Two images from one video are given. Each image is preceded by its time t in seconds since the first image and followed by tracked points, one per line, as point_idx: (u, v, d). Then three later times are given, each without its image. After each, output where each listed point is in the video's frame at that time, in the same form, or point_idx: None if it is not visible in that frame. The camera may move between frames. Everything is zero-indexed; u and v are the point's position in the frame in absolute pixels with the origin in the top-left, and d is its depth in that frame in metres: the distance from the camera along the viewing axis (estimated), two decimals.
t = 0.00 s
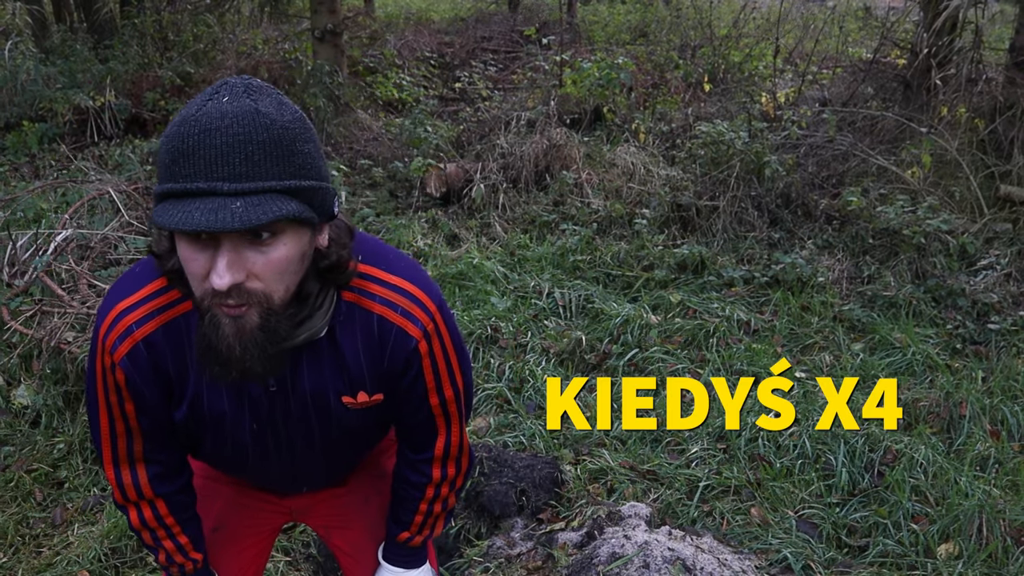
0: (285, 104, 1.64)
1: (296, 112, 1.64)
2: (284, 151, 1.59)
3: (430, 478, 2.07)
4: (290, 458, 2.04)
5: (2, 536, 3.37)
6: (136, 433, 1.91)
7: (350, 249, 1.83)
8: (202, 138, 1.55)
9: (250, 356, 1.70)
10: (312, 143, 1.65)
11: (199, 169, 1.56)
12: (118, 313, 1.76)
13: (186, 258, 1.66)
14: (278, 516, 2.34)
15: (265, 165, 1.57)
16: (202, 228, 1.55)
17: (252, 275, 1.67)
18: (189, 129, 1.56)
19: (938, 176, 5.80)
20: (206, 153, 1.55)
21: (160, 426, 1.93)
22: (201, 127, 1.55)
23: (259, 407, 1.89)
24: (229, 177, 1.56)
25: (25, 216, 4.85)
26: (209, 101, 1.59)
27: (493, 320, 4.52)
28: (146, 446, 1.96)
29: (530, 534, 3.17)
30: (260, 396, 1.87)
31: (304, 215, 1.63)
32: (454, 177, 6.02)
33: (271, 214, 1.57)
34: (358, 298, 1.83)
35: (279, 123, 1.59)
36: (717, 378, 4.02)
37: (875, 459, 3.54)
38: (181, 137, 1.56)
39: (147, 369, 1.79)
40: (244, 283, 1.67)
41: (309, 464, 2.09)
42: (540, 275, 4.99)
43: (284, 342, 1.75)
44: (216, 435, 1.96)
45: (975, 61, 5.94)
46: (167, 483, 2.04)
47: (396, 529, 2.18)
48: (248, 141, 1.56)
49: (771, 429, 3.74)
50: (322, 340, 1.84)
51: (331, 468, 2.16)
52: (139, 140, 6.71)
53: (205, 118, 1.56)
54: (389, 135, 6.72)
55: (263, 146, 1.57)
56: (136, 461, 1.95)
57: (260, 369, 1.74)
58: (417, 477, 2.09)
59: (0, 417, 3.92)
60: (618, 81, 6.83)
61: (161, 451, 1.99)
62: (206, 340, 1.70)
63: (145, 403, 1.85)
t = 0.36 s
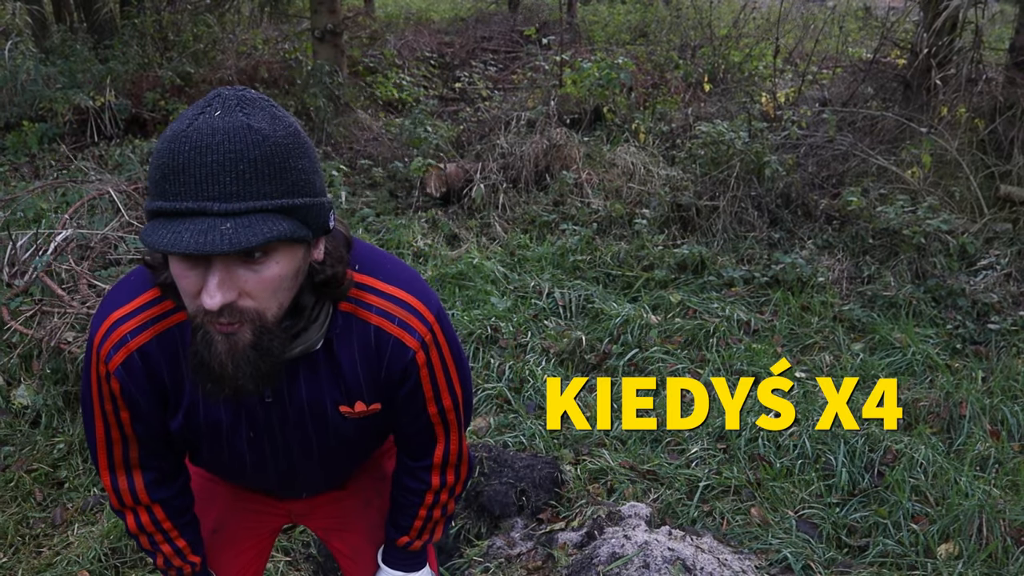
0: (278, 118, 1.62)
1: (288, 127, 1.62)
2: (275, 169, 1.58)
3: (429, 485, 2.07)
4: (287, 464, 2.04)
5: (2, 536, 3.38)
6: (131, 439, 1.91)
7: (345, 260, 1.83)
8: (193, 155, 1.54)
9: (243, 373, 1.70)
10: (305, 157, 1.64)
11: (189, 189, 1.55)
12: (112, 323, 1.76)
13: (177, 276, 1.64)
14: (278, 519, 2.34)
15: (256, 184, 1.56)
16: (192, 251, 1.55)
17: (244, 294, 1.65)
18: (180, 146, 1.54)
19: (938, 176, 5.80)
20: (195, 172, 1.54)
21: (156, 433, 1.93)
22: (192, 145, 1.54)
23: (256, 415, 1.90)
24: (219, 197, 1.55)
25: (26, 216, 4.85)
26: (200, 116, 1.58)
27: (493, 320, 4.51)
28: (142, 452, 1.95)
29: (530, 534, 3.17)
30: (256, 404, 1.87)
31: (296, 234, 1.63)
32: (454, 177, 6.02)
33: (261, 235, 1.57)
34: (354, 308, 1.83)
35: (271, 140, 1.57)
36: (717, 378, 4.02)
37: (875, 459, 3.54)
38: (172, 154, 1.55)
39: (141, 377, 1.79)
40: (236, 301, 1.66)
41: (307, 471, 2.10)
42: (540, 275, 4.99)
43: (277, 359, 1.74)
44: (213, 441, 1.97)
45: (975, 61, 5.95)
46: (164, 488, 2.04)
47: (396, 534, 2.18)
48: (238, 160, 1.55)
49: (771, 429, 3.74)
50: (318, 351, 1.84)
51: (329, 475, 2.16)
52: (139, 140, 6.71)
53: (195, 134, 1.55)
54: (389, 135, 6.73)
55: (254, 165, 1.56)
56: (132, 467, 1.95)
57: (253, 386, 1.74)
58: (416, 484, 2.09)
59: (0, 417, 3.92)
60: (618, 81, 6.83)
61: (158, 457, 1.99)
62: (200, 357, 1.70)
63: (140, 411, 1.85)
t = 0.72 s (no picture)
0: (272, 125, 1.61)
1: (282, 133, 1.62)
2: (268, 176, 1.57)
3: (428, 491, 2.07)
4: (286, 468, 2.04)
5: (2, 536, 3.38)
6: (129, 443, 1.91)
7: (342, 266, 1.83)
8: (185, 163, 1.54)
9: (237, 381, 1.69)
10: (299, 164, 1.63)
11: (180, 197, 1.55)
12: (108, 327, 1.75)
13: (170, 284, 1.63)
14: (278, 522, 2.34)
15: (248, 193, 1.56)
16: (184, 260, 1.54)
17: (238, 302, 1.65)
18: (172, 153, 1.54)
19: (939, 176, 5.80)
20: (188, 180, 1.54)
21: (154, 436, 1.93)
22: (184, 152, 1.54)
23: (254, 420, 1.90)
24: (211, 206, 1.55)
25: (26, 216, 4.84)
26: (193, 122, 1.57)
27: (493, 320, 4.51)
28: (140, 455, 1.96)
29: (530, 534, 3.17)
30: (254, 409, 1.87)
31: (289, 243, 1.62)
32: (454, 177, 6.02)
33: (253, 244, 1.56)
34: (351, 314, 1.83)
35: (264, 147, 1.57)
36: (717, 378, 4.02)
37: (875, 459, 3.54)
38: (164, 161, 1.55)
39: (137, 380, 1.79)
40: (230, 310, 1.65)
41: (305, 476, 2.10)
42: (540, 275, 4.99)
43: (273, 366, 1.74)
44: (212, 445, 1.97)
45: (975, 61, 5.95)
46: (163, 491, 2.04)
47: (396, 538, 2.18)
48: (230, 168, 1.54)
49: (771, 429, 3.74)
50: (315, 357, 1.85)
51: (328, 480, 2.16)
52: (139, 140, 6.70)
53: (187, 142, 1.55)
54: (389, 135, 6.73)
55: (247, 173, 1.55)
56: (130, 471, 1.95)
57: (249, 394, 1.74)
58: (416, 489, 2.08)
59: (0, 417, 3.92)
60: (618, 81, 6.83)
61: (156, 460, 1.99)
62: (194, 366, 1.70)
63: (138, 414, 1.85)
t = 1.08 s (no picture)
0: (280, 127, 1.61)
1: (291, 136, 1.62)
2: (280, 180, 1.58)
3: (431, 489, 2.06)
4: (289, 468, 2.04)
5: (3, 536, 3.38)
6: (132, 445, 1.91)
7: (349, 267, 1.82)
8: (196, 170, 1.53)
9: (251, 383, 1.71)
10: (308, 167, 1.64)
11: (193, 205, 1.55)
12: (112, 330, 1.75)
13: (183, 291, 1.64)
14: (279, 521, 2.34)
15: (261, 198, 1.57)
16: (200, 269, 1.55)
17: (252, 306, 1.66)
18: (182, 160, 1.54)
19: (938, 176, 5.80)
20: (200, 186, 1.53)
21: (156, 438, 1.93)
22: (195, 160, 1.53)
23: (258, 421, 1.90)
24: (225, 212, 1.55)
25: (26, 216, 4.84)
26: (201, 128, 1.57)
27: (493, 320, 4.51)
28: (143, 457, 1.96)
29: (529, 534, 3.17)
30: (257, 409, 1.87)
31: (302, 246, 1.63)
32: (454, 177, 6.02)
33: (268, 250, 1.57)
34: (357, 314, 1.83)
35: (275, 152, 1.57)
36: (717, 378, 4.02)
37: (875, 459, 3.54)
38: (174, 168, 1.54)
39: (141, 382, 1.79)
40: (244, 314, 1.66)
41: (308, 477, 2.10)
42: (540, 275, 4.99)
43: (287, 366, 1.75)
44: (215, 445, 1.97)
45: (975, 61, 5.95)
46: (165, 492, 2.04)
47: (398, 536, 2.17)
48: (242, 174, 1.54)
49: (771, 429, 3.74)
50: (321, 357, 1.85)
51: (331, 479, 2.16)
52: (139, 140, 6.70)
53: (197, 148, 1.54)
54: (389, 135, 6.74)
55: (259, 178, 1.56)
56: (133, 472, 1.96)
57: (262, 396, 1.75)
58: (418, 487, 2.08)
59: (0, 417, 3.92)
60: (618, 81, 6.82)
61: (158, 462, 2.00)
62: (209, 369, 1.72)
63: (141, 416, 1.85)
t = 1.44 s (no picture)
0: (290, 123, 1.62)
1: (300, 130, 1.63)
2: (293, 174, 1.59)
3: (433, 483, 2.06)
4: (292, 465, 2.04)
5: (3, 537, 3.38)
6: (136, 444, 1.91)
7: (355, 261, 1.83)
8: (210, 164, 1.54)
9: (263, 377, 1.71)
10: (318, 161, 1.65)
11: (207, 198, 1.55)
12: (119, 327, 1.76)
13: (195, 285, 1.63)
14: (279, 519, 2.34)
15: (275, 191, 1.57)
16: (217, 261, 1.54)
17: (264, 299, 1.65)
18: (195, 155, 1.54)
19: (938, 176, 5.81)
20: (214, 180, 1.54)
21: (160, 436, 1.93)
22: (208, 154, 1.54)
23: (263, 417, 1.90)
24: (239, 206, 1.55)
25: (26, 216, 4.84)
26: (212, 124, 1.57)
27: (493, 320, 4.51)
28: (146, 456, 1.96)
29: (529, 534, 3.17)
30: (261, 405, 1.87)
31: (315, 238, 1.64)
32: (454, 177, 6.02)
33: (283, 241, 1.57)
34: (362, 309, 1.83)
35: (286, 145, 1.58)
36: (717, 378, 4.02)
37: (875, 459, 3.54)
38: (187, 163, 1.54)
39: (147, 380, 1.79)
40: (257, 307, 1.66)
41: (311, 473, 2.09)
42: (540, 275, 4.99)
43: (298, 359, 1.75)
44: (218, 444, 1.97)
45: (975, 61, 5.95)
46: (168, 491, 2.04)
47: (398, 531, 2.17)
48: (256, 167, 1.55)
49: (771, 429, 3.74)
50: (327, 352, 1.85)
51: (334, 476, 2.16)
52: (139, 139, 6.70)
53: (209, 143, 1.55)
54: (389, 135, 6.74)
55: (271, 171, 1.56)
56: (136, 472, 1.95)
57: (274, 391, 1.74)
58: (420, 482, 2.08)
59: (0, 417, 3.92)
60: (618, 81, 6.82)
61: (162, 461, 2.00)
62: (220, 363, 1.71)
63: (145, 414, 1.85)
